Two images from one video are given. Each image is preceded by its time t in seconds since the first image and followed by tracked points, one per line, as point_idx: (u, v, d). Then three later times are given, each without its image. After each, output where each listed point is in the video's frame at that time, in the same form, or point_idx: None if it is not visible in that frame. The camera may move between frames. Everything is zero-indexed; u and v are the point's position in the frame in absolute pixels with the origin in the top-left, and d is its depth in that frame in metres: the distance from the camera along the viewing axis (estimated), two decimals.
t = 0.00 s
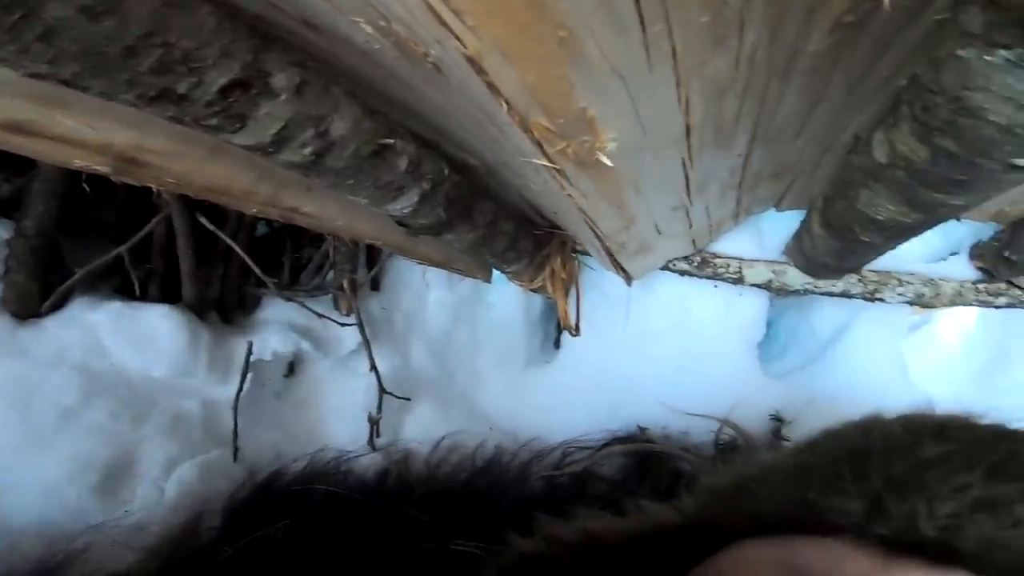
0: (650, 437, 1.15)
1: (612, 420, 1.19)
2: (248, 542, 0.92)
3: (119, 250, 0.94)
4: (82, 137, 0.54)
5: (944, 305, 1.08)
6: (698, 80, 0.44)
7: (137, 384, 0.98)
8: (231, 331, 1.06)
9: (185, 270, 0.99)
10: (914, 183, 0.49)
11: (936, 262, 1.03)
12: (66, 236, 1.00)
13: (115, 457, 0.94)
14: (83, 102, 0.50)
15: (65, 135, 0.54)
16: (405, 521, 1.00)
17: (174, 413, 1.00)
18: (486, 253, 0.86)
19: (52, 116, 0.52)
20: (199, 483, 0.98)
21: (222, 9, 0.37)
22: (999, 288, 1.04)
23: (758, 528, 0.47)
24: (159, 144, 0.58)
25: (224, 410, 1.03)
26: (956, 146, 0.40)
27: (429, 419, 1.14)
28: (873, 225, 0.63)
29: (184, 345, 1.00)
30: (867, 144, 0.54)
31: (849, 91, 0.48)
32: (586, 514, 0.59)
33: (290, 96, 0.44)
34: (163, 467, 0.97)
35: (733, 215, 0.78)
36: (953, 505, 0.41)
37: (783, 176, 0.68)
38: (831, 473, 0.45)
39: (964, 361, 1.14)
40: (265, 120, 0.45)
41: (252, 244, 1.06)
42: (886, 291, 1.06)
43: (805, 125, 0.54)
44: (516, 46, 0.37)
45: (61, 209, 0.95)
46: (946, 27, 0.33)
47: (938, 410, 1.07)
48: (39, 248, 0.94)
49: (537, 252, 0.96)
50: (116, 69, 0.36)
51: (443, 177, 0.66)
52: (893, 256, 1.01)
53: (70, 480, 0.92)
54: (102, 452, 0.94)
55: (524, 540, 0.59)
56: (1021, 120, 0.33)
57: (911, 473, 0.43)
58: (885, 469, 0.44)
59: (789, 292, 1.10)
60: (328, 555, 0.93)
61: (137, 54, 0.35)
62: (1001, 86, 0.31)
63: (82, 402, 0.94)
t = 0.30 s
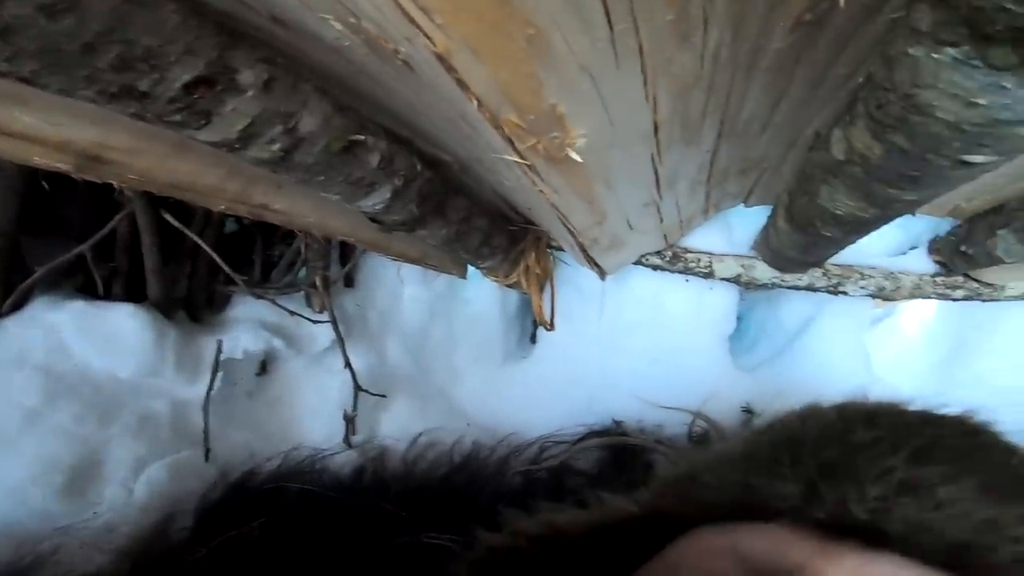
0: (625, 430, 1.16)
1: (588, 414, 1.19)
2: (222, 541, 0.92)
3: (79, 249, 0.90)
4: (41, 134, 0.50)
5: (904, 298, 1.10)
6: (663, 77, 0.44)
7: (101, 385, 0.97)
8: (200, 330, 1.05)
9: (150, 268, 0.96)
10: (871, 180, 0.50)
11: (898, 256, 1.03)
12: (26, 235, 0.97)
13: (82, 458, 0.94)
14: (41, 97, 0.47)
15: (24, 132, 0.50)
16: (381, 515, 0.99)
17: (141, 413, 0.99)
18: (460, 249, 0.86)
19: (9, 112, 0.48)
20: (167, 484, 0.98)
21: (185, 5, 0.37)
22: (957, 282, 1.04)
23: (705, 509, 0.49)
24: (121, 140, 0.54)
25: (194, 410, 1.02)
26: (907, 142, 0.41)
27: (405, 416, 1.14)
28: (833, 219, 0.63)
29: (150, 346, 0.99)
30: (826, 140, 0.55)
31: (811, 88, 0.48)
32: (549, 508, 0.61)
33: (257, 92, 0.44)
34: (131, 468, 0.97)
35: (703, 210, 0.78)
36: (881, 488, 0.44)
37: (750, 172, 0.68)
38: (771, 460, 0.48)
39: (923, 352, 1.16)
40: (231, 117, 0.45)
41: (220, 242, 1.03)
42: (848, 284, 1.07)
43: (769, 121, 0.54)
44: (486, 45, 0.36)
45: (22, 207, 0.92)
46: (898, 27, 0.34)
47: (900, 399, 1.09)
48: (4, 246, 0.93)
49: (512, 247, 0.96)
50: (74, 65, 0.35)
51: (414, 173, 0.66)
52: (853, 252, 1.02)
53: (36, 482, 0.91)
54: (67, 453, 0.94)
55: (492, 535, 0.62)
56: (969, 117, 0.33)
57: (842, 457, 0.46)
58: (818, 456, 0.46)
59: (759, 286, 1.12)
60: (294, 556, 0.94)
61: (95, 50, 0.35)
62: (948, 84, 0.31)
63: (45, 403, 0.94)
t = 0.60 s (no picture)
0: (595, 424, 1.16)
1: (560, 408, 1.20)
2: (190, 539, 0.91)
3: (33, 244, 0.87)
4: None
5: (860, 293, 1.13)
6: (626, 75, 0.44)
7: (57, 385, 0.97)
8: (161, 327, 1.04)
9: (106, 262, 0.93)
10: (822, 177, 0.51)
11: (854, 253, 1.05)
12: None
13: (40, 457, 0.93)
14: None
15: None
16: (352, 512, 0.99)
17: (100, 412, 0.98)
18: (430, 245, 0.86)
19: None
20: (129, 483, 0.96)
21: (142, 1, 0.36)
22: (909, 278, 1.06)
23: (663, 501, 0.60)
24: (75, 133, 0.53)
25: (157, 409, 1.02)
26: (856, 141, 0.41)
27: (375, 412, 1.13)
28: (790, 217, 0.64)
29: (110, 344, 0.99)
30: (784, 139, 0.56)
31: (771, 87, 0.49)
32: (513, 503, 0.71)
33: (219, 88, 0.43)
34: (91, 466, 0.95)
35: (669, 207, 0.79)
36: (823, 477, 0.53)
37: (713, 169, 0.69)
38: (724, 456, 0.57)
39: (879, 346, 1.19)
40: (191, 112, 0.44)
41: (182, 237, 1.00)
42: (807, 280, 1.09)
43: (731, 120, 0.55)
44: (452, 43, 0.36)
45: None
46: (848, 28, 0.34)
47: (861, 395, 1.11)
48: None
49: (483, 243, 0.96)
50: (25, 61, 0.35)
51: (383, 168, 0.66)
52: (811, 245, 1.04)
53: None
54: (23, 452, 0.92)
55: (459, 530, 0.70)
56: (911, 118, 0.34)
57: (787, 447, 0.55)
58: (767, 448, 0.55)
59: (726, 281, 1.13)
60: (263, 556, 0.91)
61: (49, 47, 0.34)
62: (890, 84, 0.31)
63: None
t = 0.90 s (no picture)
0: (569, 418, 1.16)
1: (534, 403, 1.20)
2: (157, 537, 0.91)
3: None
4: None
5: (821, 288, 1.15)
6: (593, 72, 0.44)
7: (17, 384, 0.95)
8: (124, 325, 1.03)
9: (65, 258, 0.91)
10: (781, 173, 0.51)
11: (815, 248, 1.07)
12: None
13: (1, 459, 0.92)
14: None
15: None
16: (324, 507, 1.00)
17: (62, 411, 0.96)
18: (403, 240, 0.86)
19: None
20: (92, 483, 0.96)
21: None
22: (868, 272, 1.08)
23: (629, 493, 0.66)
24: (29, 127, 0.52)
25: (120, 408, 1.00)
26: (810, 139, 0.42)
27: (349, 409, 1.13)
28: (752, 212, 0.65)
29: (70, 341, 0.97)
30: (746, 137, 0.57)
31: (734, 85, 0.49)
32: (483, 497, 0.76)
33: (180, 83, 0.42)
34: (54, 466, 0.94)
35: (639, 203, 0.80)
36: (778, 469, 0.58)
37: (681, 167, 0.70)
38: (685, 446, 0.63)
39: (840, 338, 1.22)
40: (151, 108, 0.43)
41: (146, 233, 0.99)
42: (772, 274, 1.11)
43: (696, 118, 0.56)
44: (418, 40, 0.36)
45: None
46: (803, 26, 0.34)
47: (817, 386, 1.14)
48: None
49: (456, 238, 0.96)
50: None
51: (353, 164, 0.66)
52: (776, 240, 1.06)
53: None
54: None
55: (430, 524, 0.75)
56: (860, 116, 0.34)
57: (745, 439, 0.60)
58: (727, 438, 0.61)
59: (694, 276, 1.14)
60: (232, 555, 0.93)
61: (5, 41, 0.33)
62: (839, 83, 0.32)
63: None
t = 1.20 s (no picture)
0: (542, 412, 1.16)
1: (508, 398, 1.19)
2: (119, 539, 0.90)
3: None
4: None
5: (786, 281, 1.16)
6: (556, 66, 0.44)
7: None
8: (83, 326, 1.02)
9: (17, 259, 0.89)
10: (741, 167, 0.51)
11: (781, 241, 1.08)
12: None
13: None
14: None
15: None
16: (295, 506, 0.99)
17: (19, 412, 0.96)
18: (372, 236, 0.85)
19: None
20: (52, 485, 0.95)
21: None
22: (830, 265, 1.10)
23: (594, 488, 0.66)
24: None
25: (78, 408, 1.00)
26: (766, 134, 0.42)
27: (321, 406, 1.12)
28: (715, 206, 0.65)
29: (25, 343, 0.98)
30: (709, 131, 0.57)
31: (698, 80, 0.49)
32: (450, 492, 0.77)
33: (131, 79, 0.41)
34: (14, 468, 0.93)
35: (609, 197, 0.80)
36: (736, 460, 0.58)
37: (649, 161, 0.70)
38: (647, 436, 0.62)
39: (805, 332, 1.23)
40: (102, 103, 0.42)
41: (103, 231, 0.97)
42: (739, 268, 1.11)
43: (661, 112, 0.56)
44: (374, 35, 0.35)
45: None
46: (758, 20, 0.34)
47: (780, 378, 1.15)
48: None
49: (427, 233, 0.96)
50: None
51: (318, 160, 0.65)
52: (743, 234, 1.06)
53: None
54: None
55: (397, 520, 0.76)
56: (812, 110, 0.35)
57: (705, 430, 0.61)
58: (687, 430, 0.61)
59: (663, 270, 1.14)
60: (196, 555, 0.93)
61: None
62: (791, 77, 0.32)
63: None
